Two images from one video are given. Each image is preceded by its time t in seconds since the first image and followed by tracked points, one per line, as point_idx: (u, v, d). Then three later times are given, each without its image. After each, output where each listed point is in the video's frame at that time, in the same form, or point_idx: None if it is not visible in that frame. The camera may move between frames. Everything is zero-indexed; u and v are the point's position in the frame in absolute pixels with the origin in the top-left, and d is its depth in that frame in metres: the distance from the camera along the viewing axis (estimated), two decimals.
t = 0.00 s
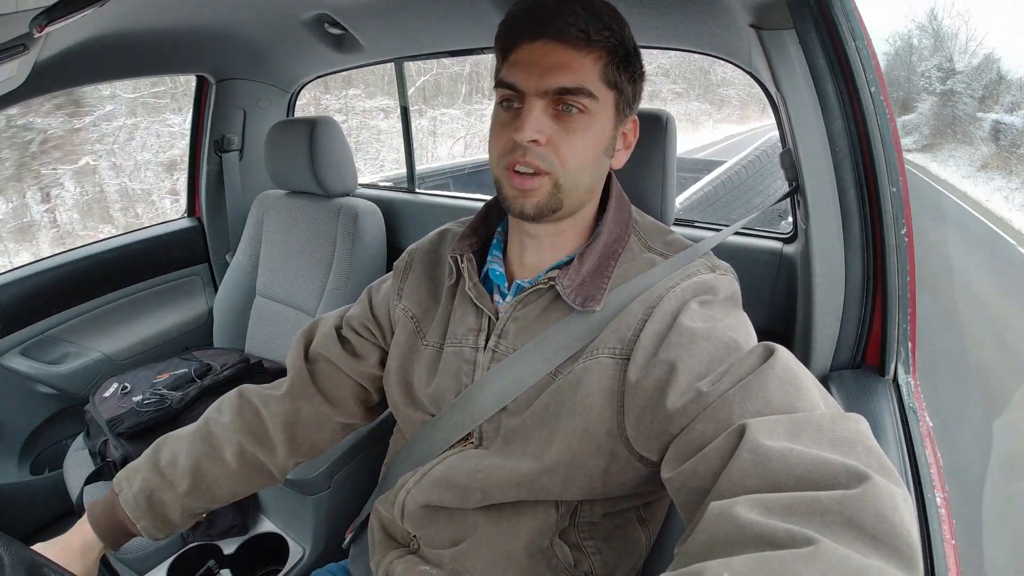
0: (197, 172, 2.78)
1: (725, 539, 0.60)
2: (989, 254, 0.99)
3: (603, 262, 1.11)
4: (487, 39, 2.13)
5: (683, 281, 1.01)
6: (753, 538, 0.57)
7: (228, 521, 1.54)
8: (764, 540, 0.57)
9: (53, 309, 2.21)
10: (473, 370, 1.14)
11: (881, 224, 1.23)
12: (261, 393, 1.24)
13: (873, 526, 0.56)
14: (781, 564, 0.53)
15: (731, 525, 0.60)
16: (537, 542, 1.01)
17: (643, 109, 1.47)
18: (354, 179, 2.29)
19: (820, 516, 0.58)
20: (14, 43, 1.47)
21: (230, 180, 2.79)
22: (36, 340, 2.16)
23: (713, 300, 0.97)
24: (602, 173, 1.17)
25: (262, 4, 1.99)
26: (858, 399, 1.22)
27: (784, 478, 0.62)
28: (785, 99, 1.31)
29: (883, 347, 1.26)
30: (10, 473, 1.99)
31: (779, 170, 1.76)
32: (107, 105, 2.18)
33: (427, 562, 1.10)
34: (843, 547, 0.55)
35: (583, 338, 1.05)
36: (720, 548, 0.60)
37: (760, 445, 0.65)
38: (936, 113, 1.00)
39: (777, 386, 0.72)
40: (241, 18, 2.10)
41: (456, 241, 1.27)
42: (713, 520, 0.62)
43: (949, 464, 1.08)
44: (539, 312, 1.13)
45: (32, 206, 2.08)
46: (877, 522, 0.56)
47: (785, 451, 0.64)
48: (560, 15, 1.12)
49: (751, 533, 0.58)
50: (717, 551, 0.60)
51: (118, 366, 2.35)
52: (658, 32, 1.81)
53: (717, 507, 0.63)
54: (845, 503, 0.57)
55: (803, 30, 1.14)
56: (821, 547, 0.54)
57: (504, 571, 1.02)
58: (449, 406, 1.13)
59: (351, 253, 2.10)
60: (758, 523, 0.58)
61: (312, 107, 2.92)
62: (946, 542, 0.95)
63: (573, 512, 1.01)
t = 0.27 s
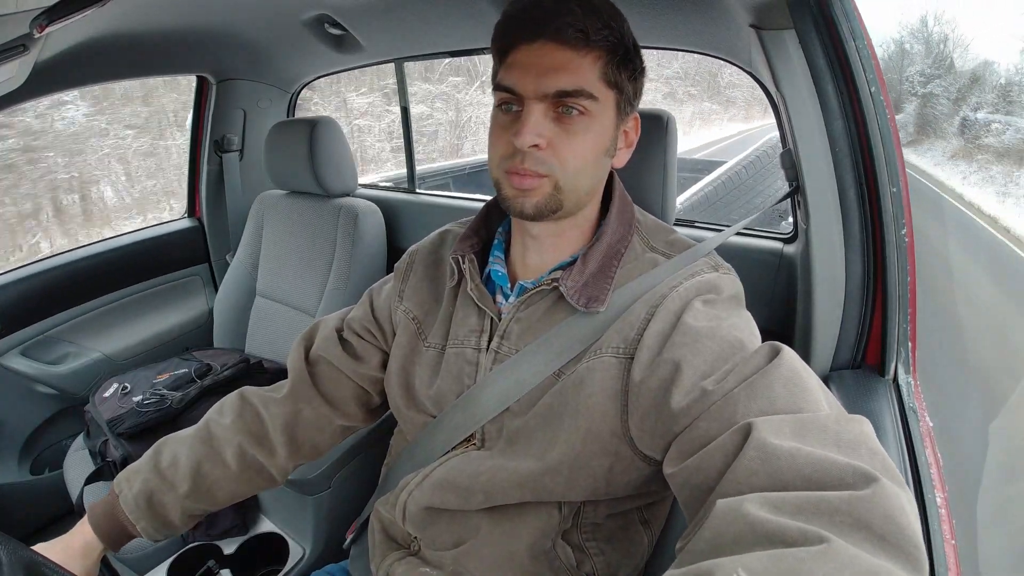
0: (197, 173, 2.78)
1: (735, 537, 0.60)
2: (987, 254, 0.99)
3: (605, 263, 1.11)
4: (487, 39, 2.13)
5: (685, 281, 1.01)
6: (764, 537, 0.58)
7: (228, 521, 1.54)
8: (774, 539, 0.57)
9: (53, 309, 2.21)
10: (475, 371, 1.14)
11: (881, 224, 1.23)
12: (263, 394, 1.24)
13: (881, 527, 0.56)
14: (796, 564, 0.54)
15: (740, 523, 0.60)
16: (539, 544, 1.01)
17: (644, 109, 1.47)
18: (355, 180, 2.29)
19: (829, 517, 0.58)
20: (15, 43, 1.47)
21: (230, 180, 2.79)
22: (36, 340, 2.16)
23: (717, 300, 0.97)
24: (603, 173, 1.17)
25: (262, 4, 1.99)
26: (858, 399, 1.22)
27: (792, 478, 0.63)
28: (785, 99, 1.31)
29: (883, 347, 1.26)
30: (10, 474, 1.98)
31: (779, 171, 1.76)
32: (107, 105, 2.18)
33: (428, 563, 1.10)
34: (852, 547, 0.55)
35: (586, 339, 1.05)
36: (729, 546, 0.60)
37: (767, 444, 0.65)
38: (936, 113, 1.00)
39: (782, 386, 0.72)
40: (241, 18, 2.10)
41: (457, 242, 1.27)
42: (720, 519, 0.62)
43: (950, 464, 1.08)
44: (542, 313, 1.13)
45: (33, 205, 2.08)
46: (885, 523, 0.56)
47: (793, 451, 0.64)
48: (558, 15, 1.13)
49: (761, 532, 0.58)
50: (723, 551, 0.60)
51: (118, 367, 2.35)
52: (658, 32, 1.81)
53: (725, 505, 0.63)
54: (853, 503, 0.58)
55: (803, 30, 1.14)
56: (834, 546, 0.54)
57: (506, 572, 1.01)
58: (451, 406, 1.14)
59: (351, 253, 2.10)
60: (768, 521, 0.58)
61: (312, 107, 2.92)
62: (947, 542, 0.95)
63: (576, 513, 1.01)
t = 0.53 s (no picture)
0: (197, 173, 2.78)
1: (740, 538, 0.59)
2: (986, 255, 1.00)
3: (606, 264, 1.11)
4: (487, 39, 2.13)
5: (686, 282, 1.01)
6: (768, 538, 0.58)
7: (228, 521, 1.54)
8: (779, 540, 0.57)
9: (53, 309, 2.21)
10: (476, 372, 1.14)
11: (881, 224, 1.23)
12: (263, 394, 1.24)
13: (884, 528, 0.56)
14: (804, 565, 0.53)
15: (744, 524, 0.60)
16: (540, 544, 1.01)
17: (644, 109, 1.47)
18: (355, 180, 2.29)
19: (833, 517, 0.58)
20: (15, 43, 1.46)
21: (230, 180, 2.79)
22: (36, 340, 2.16)
23: (718, 300, 0.97)
24: (605, 174, 1.17)
25: (262, 4, 1.99)
26: (858, 399, 1.22)
27: (795, 479, 0.63)
28: (785, 99, 1.31)
29: (883, 347, 1.26)
30: (10, 474, 1.98)
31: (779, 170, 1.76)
32: (107, 105, 2.18)
33: (429, 563, 1.10)
34: (856, 548, 0.55)
35: (587, 339, 1.05)
36: (734, 548, 0.59)
37: (770, 443, 0.65)
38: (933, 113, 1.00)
39: (783, 386, 0.72)
40: (241, 18, 2.10)
41: (458, 242, 1.27)
42: (724, 520, 0.62)
43: (950, 464, 1.08)
44: (543, 313, 1.13)
45: (33, 205, 2.08)
46: (888, 524, 0.56)
47: (795, 451, 0.64)
48: (556, 17, 1.12)
49: (765, 533, 0.58)
50: (726, 551, 0.60)
51: (118, 367, 2.35)
52: (658, 32, 1.81)
53: (729, 505, 0.63)
54: (857, 504, 0.58)
55: (803, 30, 1.15)
56: (841, 547, 0.54)
57: (506, 572, 1.02)
58: (452, 407, 1.14)
59: (351, 254, 2.10)
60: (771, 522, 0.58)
61: (312, 107, 2.92)
62: (947, 542, 0.95)
63: (577, 513, 1.01)
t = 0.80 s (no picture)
0: (197, 172, 2.78)
1: (742, 540, 0.59)
2: (983, 257, 1.00)
3: (608, 264, 1.11)
4: (487, 39, 2.13)
5: (688, 283, 1.01)
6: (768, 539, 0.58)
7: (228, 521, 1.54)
8: (778, 541, 0.57)
9: (53, 309, 2.21)
10: (477, 372, 1.14)
11: (881, 224, 1.23)
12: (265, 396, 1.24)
13: (886, 530, 0.56)
14: (807, 567, 0.53)
15: (746, 525, 0.60)
16: (542, 545, 1.01)
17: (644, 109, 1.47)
18: (355, 180, 2.29)
19: (834, 519, 0.58)
20: (15, 43, 1.46)
21: (230, 180, 2.79)
22: (36, 340, 2.16)
23: (720, 301, 0.97)
24: (610, 175, 1.17)
25: (262, 4, 1.99)
26: (858, 399, 1.22)
27: (797, 480, 0.63)
28: (785, 99, 1.30)
29: (883, 347, 1.26)
30: (11, 474, 1.99)
31: (779, 170, 1.76)
32: (106, 105, 2.18)
33: (430, 564, 1.10)
34: (859, 549, 0.55)
35: (588, 340, 1.06)
36: (736, 550, 0.59)
37: (772, 445, 0.65)
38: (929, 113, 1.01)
39: (784, 387, 0.72)
40: (241, 18, 2.10)
41: (460, 242, 1.27)
42: (726, 522, 0.62)
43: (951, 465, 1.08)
44: (544, 313, 1.13)
45: (32, 205, 2.08)
46: (890, 526, 0.56)
47: (797, 452, 0.64)
48: (565, 16, 1.12)
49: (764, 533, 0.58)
50: (728, 552, 0.60)
51: (118, 367, 2.35)
52: (658, 32, 1.81)
53: (730, 506, 0.63)
54: (859, 505, 0.58)
55: (803, 30, 1.15)
56: (843, 548, 0.54)
57: (507, 573, 1.02)
58: (452, 408, 1.14)
59: (352, 254, 2.10)
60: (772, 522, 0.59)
61: (312, 107, 2.92)
62: (947, 542, 0.95)
63: (578, 515, 1.01)
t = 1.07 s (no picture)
0: (198, 172, 2.78)
1: (733, 537, 0.59)
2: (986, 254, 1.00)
3: (607, 264, 1.11)
4: (487, 39, 2.13)
5: (687, 283, 1.01)
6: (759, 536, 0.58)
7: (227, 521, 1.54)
8: (768, 538, 0.57)
9: (53, 309, 2.21)
10: (477, 370, 1.14)
11: (881, 225, 1.23)
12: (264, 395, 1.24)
13: (878, 524, 0.56)
14: (796, 562, 0.53)
15: (738, 522, 0.60)
16: (540, 543, 1.01)
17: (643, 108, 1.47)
18: (355, 179, 2.29)
19: (825, 515, 0.58)
20: (15, 43, 1.47)
21: (230, 180, 2.79)
22: (36, 340, 2.17)
23: (718, 301, 0.97)
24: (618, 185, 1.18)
25: (262, 4, 1.99)
26: (858, 399, 1.22)
27: (789, 478, 0.63)
28: (786, 99, 1.30)
29: (883, 347, 1.26)
30: (10, 474, 1.99)
31: (779, 170, 1.76)
32: (106, 105, 2.18)
33: (428, 562, 1.10)
34: (849, 544, 0.55)
35: (588, 339, 1.06)
36: (727, 547, 0.59)
37: (765, 443, 0.65)
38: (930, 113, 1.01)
39: (778, 387, 0.72)
40: (241, 18, 2.10)
41: (461, 242, 1.27)
42: (719, 520, 0.62)
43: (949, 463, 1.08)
44: (544, 312, 1.13)
45: (32, 205, 2.08)
46: (882, 520, 0.56)
47: (789, 449, 0.64)
48: (587, 26, 1.12)
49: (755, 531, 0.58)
50: (722, 551, 0.60)
51: (119, 366, 2.35)
52: (658, 32, 1.81)
53: (723, 504, 0.63)
54: (849, 501, 0.58)
55: (802, 30, 1.14)
56: (832, 542, 0.54)
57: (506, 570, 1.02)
58: (452, 406, 1.14)
59: (351, 254, 2.10)
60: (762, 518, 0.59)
61: (311, 107, 2.92)
62: (946, 542, 0.95)
63: (576, 511, 1.01)
